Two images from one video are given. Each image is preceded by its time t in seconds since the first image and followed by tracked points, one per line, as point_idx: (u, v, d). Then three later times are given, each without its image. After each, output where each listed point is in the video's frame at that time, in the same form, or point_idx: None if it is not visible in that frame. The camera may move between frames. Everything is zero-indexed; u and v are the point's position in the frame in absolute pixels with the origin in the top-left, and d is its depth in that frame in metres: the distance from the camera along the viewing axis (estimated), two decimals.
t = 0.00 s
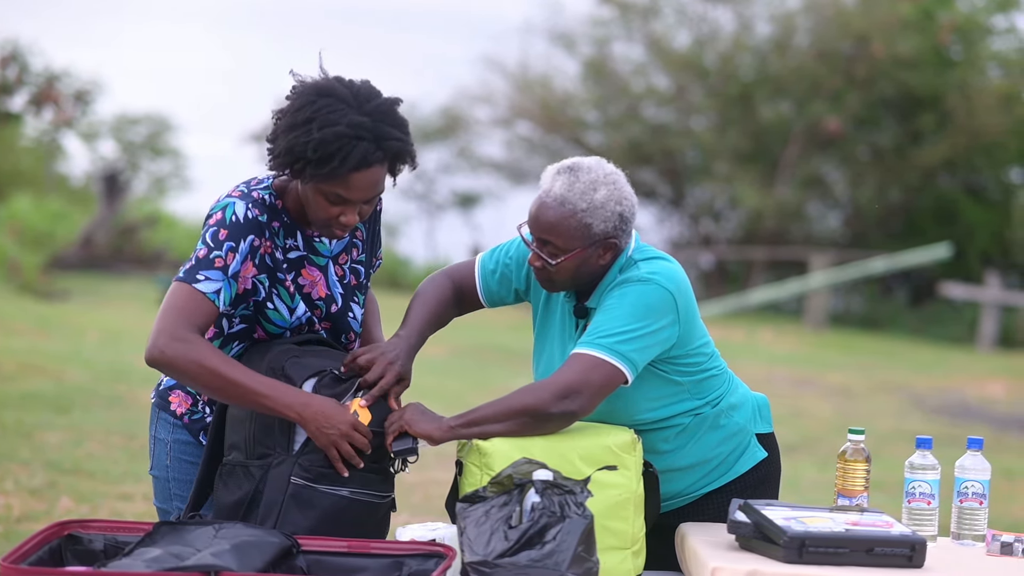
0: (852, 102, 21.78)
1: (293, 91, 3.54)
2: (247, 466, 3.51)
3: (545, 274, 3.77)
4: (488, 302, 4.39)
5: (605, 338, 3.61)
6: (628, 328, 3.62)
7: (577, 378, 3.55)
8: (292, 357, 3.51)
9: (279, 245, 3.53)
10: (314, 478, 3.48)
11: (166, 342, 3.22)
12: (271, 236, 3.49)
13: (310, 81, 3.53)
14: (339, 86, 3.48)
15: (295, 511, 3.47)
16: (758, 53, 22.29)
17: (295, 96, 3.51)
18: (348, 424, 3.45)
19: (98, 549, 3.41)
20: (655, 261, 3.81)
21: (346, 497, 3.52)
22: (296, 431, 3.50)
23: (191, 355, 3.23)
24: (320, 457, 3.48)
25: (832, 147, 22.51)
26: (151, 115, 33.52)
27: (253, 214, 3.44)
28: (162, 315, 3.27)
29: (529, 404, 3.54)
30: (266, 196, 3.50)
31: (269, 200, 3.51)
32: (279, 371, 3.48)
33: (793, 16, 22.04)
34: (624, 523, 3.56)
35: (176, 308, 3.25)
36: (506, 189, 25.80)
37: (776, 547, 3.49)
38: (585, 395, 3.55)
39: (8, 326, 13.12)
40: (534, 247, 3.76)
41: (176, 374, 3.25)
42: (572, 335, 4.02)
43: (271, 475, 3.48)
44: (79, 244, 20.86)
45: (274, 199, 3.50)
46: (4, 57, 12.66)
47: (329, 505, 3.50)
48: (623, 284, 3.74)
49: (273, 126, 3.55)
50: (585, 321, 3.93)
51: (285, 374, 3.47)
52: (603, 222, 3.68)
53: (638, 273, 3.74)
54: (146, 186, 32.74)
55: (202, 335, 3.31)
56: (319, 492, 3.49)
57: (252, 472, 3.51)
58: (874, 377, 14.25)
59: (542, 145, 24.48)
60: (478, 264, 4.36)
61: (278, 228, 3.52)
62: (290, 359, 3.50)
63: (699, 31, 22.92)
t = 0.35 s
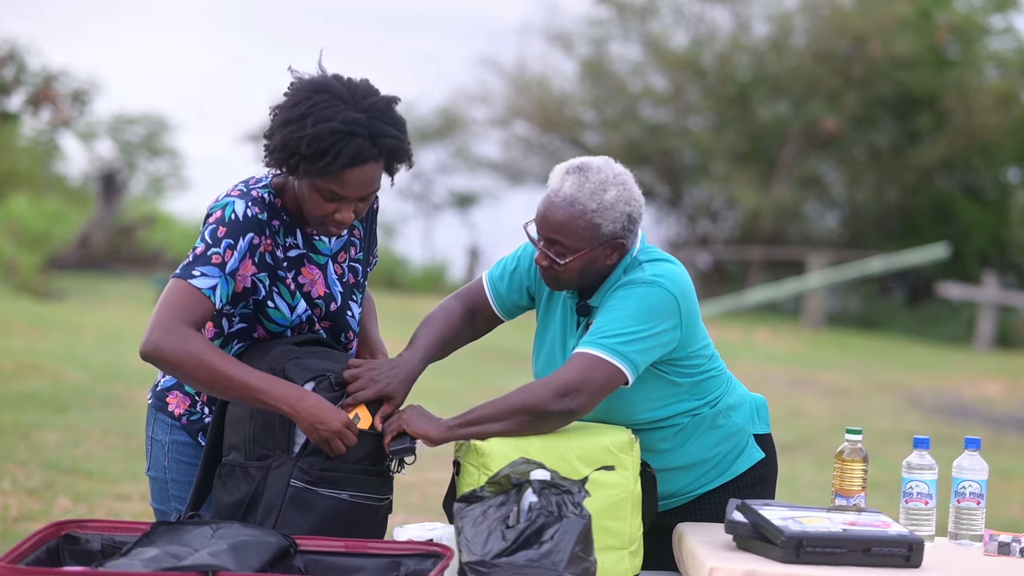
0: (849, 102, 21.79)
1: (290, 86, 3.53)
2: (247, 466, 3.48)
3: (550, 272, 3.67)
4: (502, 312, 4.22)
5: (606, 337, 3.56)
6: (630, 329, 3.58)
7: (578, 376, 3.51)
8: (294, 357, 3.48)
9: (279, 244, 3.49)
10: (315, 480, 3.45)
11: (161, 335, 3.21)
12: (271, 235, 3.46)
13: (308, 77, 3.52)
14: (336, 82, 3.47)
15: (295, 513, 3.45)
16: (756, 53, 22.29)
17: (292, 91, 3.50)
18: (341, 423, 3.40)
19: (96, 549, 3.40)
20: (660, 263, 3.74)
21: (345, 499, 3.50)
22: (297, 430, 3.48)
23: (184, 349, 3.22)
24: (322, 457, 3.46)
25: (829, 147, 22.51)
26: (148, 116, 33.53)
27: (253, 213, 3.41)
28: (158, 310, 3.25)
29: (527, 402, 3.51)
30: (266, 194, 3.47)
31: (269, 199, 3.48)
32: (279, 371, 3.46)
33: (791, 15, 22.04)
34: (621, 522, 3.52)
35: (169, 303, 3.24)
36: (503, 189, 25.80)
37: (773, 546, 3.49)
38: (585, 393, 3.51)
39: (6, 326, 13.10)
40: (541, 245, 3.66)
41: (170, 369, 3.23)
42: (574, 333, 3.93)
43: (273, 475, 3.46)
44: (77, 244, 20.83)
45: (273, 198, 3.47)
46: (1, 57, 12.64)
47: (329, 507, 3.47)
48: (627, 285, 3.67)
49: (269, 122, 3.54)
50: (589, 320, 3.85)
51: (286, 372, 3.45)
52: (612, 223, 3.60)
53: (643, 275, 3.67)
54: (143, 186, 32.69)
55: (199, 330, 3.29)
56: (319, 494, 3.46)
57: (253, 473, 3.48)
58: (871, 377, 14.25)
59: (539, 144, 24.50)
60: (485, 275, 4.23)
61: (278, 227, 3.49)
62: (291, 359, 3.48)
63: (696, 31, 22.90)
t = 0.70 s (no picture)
0: (847, 102, 21.79)
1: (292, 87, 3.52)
2: (248, 462, 3.44)
3: (549, 275, 3.66)
4: (513, 330, 4.21)
5: (604, 337, 3.54)
6: (627, 329, 3.56)
7: (575, 376, 3.50)
8: (294, 354, 3.45)
9: (278, 245, 3.48)
10: (316, 473, 3.41)
11: (152, 332, 3.19)
12: (269, 236, 3.45)
13: (309, 79, 3.50)
14: (336, 84, 3.46)
15: (297, 507, 3.40)
16: (754, 53, 22.29)
17: (294, 92, 3.49)
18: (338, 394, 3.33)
19: (94, 549, 3.39)
20: (658, 264, 3.73)
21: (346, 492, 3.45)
22: (298, 425, 3.45)
23: (175, 344, 3.19)
24: (323, 449, 3.43)
25: (827, 146, 22.51)
26: (145, 116, 33.51)
27: (251, 215, 3.40)
28: (152, 309, 3.23)
29: (524, 402, 3.50)
30: (265, 196, 3.46)
31: (268, 200, 3.46)
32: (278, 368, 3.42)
33: (789, 15, 22.05)
34: (619, 522, 3.51)
35: (164, 300, 3.21)
36: (501, 188, 25.80)
37: (771, 546, 3.49)
38: (583, 393, 3.50)
39: (4, 326, 13.09)
40: (539, 247, 3.66)
41: (164, 366, 3.21)
42: (573, 335, 3.89)
43: (274, 471, 3.41)
44: (74, 243, 20.83)
45: (272, 200, 3.46)
46: None
47: (331, 501, 3.43)
48: (625, 286, 3.66)
49: (270, 124, 3.53)
50: (586, 322, 3.83)
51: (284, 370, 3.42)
52: (611, 226, 3.59)
53: (641, 275, 3.66)
54: (141, 185, 32.67)
55: (194, 328, 3.27)
56: (321, 488, 3.42)
57: (253, 469, 3.43)
58: (868, 377, 14.25)
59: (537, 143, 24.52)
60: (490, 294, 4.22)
61: (277, 228, 3.48)
62: (291, 355, 3.45)
63: (694, 31, 22.90)
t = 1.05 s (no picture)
0: (845, 102, 21.80)
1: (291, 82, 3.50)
2: (246, 464, 3.43)
3: (543, 276, 3.67)
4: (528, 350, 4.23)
5: (601, 337, 3.54)
6: (625, 328, 3.56)
7: (573, 375, 3.50)
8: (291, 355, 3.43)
9: (275, 241, 3.47)
10: (314, 476, 3.41)
11: (139, 326, 3.19)
12: (266, 233, 3.44)
13: (309, 74, 3.48)
14: (337, 81, 3.44)
15: (295, 510, 3.40)
16: (752, 53, 22.31)
17: (293, 88, 3.47)
18: (320, 389, 3.32)
19: (92, 549, 3.39)
20: (654, 262, 3.73)
21: (342, 494, 3.45)
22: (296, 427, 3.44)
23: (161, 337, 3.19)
24: (321, 451, 3.43)
25: (825, 146, 22.52)
26: (143, 115, 33.49)
27: (247, 210, 3.39)
28: (143, 302, 3.24)
29: (523, 402, 3.49)
30: (262, 191, 3.45)
31: (265, 196, 3.46)
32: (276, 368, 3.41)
33: (787, 15, 22.09)
34: (617, 523, 3.51)
35: (155, 293, 3.23)
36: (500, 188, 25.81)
37: (769, 546, 3.49)
38: (581, 393, 3.50)
39: (2, 326, 13.09)
40: (531, 248, 3.66)
41: (147, 360, 3.21)
42: (570, 333, 3.88)
43: (271, 474, 3.41)
44: (73, 243, 20.83)
45: (269, 196, 3.45)
46: None
47: (328, 504, 3.43)
48: (621, 286, 3.65)
49: (268, 120, 3.51)
50: (582, 322, 3.83)
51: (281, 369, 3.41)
52: (601, 225, 3.59)
53: (637, 274, 3.66)
54: (139, 185, 32.65)
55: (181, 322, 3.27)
56: (319, 490, 3.42)
57: (251, 471, 3.43)
58: (867, 377, 14.25)
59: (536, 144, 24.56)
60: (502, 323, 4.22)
61: (274, 225, 3.47)
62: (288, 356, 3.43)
63: (692, 31, 22.93)
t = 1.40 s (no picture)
0: (844, 102, 21.81)
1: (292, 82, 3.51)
2: (238, 466, 3.42)
3: (541, 276, 3.67)
4: (525, 345, 4.17)
5: (600, 336, 3.54)
6: (625, 327, 3.56)
7: (572, 375, 3.50)
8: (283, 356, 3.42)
9: (271, 241, 3.46)
10: (304, 478, 3.39)
11: (111, 316, 3.22)
12: (258, 233, 3.43)
13: (309, 73, 3.50)
14: (338, 79, 3.45)
15: (285, 513, 3.40)
16: (751, 54, 22.33)
17: (293, 87, 3.48)
18: (289, 367, 3.35)
19: (91, 549, 3.39)
20: (653, 260, 3.73)
21: (331, 498, 3.44)
22: (286, 428, 3.44)
23: (134, 331, 3.22)
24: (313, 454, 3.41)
25: (824, 146, 22.53)
26: (142, 116, 33.47)
27: (238, 210, 3.39)
28: (120, 292, 3.27)
29: (523, 402, 3.50)
30: (257, 192, 3.45)
31: (261, 196, 3.45)
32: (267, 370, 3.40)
33: (785, 16, 22.10)
34: (616, 523, 3.51)
35: (133, 284, 3.25)
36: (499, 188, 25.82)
37: (767, 546, 3.48)
38: (581, 393, 3.50)
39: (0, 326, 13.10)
40: (529, 249, 3.66)
41: (120, 350, 3.24)
42: (570, 332, 3.89)
43: (262, 475, 3.40)
44: (71, 244, 20.84)
45: (265, 196, 3.44)
46: None
47: (321, 506, 3.42)
48: (620, 284, 3.65)
49: (269, 120, 3.52)
50: (583, 321, 3.82)
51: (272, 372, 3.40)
52: (597, 222, 3.58)
53: (636, 272, 3.66)
54: (137, 186, 32.65)
55: (157, 317, 3.29)
56: (310, 492, 3.40)
57: (243, 472, 3.42)
58: (865, 377, 14.26)
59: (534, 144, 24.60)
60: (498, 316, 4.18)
61: (270, 225, 3.46)
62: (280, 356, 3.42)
63: (691, 31, 22.94)
